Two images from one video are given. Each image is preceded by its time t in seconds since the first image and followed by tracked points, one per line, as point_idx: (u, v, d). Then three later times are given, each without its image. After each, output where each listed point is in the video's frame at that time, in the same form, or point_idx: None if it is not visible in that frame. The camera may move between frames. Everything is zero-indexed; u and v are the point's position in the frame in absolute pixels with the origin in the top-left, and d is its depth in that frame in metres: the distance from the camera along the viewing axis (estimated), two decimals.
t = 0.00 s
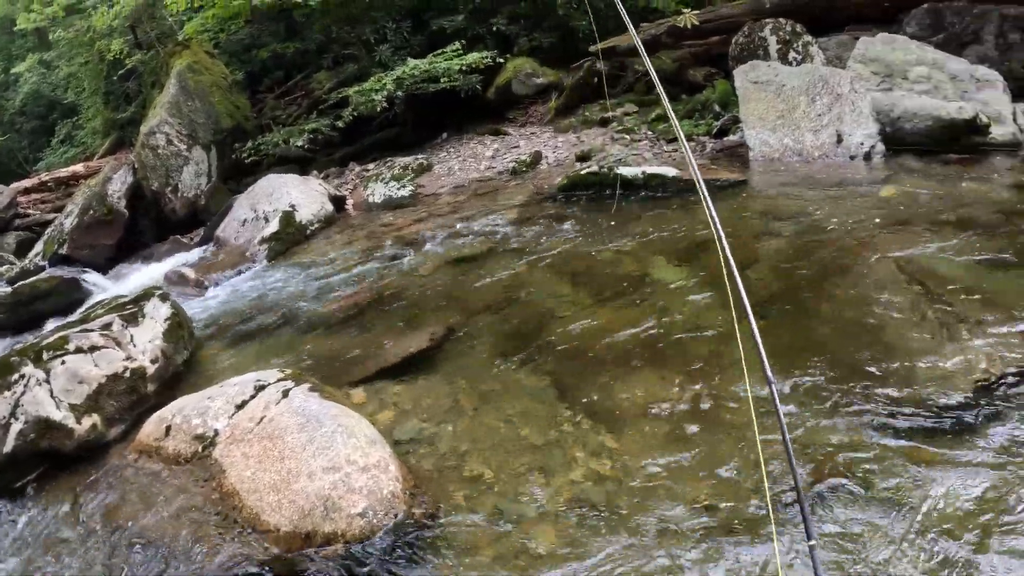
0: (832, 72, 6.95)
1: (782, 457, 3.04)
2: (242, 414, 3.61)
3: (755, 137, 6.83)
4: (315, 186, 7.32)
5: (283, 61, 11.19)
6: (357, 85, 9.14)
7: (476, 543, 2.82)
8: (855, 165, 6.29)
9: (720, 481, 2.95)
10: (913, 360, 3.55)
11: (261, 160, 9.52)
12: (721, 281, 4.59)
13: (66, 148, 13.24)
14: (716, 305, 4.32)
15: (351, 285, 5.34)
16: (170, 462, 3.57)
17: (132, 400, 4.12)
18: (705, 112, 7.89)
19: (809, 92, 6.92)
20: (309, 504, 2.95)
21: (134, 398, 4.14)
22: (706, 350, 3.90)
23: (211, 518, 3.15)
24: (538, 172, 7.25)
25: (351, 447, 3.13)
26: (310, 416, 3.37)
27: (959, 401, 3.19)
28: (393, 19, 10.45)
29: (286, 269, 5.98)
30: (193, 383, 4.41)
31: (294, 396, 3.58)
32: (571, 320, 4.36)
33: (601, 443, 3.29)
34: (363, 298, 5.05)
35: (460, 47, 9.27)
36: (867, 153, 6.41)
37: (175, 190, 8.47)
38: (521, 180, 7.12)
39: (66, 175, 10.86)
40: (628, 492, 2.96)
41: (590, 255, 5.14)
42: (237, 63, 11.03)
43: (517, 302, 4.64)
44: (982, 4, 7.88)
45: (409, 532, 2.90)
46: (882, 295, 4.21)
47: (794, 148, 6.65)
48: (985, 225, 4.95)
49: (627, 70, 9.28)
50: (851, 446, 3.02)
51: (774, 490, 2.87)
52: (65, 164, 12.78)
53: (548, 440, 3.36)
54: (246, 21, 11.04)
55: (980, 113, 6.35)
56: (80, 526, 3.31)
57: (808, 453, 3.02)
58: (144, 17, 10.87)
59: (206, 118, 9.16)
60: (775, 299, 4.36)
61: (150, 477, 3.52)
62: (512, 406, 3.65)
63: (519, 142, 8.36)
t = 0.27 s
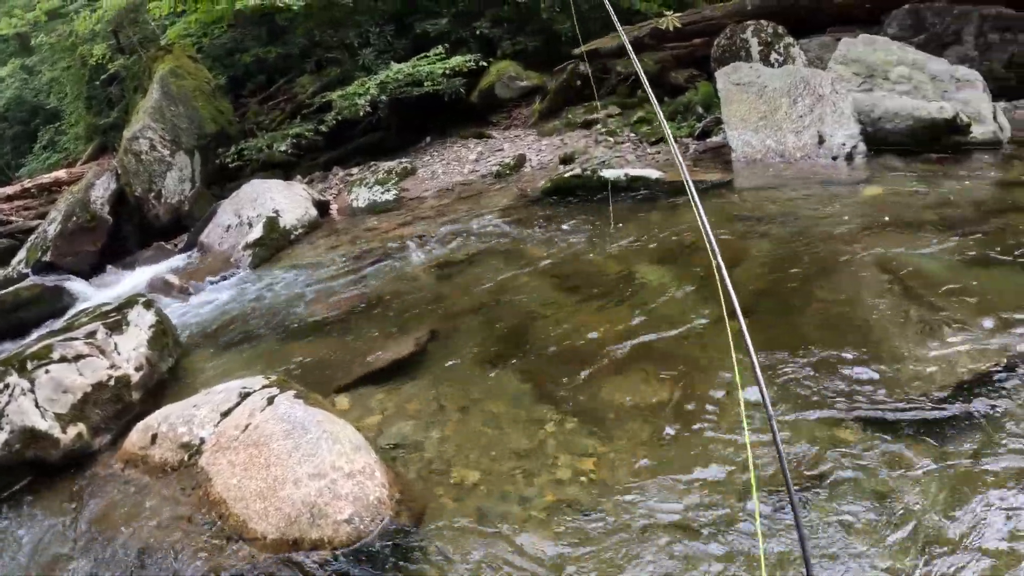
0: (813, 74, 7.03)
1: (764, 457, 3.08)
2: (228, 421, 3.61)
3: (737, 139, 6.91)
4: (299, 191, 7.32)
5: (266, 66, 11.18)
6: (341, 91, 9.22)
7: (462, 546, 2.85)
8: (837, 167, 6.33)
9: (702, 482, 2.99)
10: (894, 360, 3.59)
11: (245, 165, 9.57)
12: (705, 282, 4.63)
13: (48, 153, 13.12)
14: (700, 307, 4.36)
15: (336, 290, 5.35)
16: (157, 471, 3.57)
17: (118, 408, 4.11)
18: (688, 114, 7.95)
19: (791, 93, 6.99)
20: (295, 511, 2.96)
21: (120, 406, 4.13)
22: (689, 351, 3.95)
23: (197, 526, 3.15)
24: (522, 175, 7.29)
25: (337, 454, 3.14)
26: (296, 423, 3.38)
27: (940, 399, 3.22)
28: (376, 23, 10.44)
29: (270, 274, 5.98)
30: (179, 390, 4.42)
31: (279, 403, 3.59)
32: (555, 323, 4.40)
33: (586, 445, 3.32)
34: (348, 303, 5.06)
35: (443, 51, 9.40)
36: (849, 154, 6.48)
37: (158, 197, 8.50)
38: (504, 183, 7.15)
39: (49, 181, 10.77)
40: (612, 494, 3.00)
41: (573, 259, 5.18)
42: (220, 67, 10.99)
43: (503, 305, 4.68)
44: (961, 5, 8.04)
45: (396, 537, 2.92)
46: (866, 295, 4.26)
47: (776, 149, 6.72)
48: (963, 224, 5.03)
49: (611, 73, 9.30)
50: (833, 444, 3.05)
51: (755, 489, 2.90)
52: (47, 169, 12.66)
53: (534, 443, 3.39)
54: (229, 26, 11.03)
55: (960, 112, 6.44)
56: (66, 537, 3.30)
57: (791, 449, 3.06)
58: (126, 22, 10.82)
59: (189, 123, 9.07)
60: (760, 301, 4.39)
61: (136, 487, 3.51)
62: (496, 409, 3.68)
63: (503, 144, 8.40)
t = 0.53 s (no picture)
0: (795, 76, 7.11)
1: (749, 459, 3.12)
2: (215, 429, 3.60)
3: (720, 141, 6.98)
4: (284, 196, 7.31)
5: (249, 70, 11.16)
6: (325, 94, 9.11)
7: (451, 550, 2.86)
8: (820, 168, 6.41)
9: (687, 483, 3.02)
10: (875, 360, 3.64)
11: (229, 170, 9.33)
12: (688, 285, 4.68)
13: (31, 159, 13.00)
14: (684, 309, 4.41)
15: (321, 296, 5.36)
16: (144, 479, 3.56)
17: (104, 417, 4.09)
18: (672, 116, 8.02)
19: (774, 95, 7.06)
20: (284, 518, 2.96)
21: (106, 414, 4.12)
22: (672, 353, 3.99)
23: (186, 535, 3.15)
24: (506, 178, 7.32)
25: (325, 460, 3.15)
26: (283, 430, 3.37)
27: (921, 398, 3.28)
28: (360, 27, 10.45)
29: (256, 280, 5.98)
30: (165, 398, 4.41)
31: (266, 410, 3.59)
32: (541, 327, 4.43)
33: (573, 448, 3.35)
34: (333, 309, 5.08)
35: (427, 53, 9.37)
36: (832, 154, 6.53)
37: (142, 203, 8.53)
38: (488, 187, 7.16)
39: (32, 187, 10.67)
40: (599, 496, 3.02)
41: (559, 262, 5.22)
42: (203, 71, 10.99)
43: (488, 310, 4.70)
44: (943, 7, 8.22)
45: (385, 543, 2.93)
46: (850, 295, 4.32)
47: (759, 150, 6.79)
48: (942, 223, 5.12)
49: (594, 76, 9.42)
50: (820, 445, 3.08)
51: (741, 491, 2.93)
52: (30, 176, 12.53)
53: (520, 447, 3.42)
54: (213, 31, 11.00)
55: (941, 112, 6.55)
56: (53, 549, 3.29)
57: (774, 451, 3.10)
58: (110, 26, 10.76)
59: (173, 127, 9.05)
60: (745, 303, 4.42)
61: (123, 497, 3.50)
62: (482, 414, 3.71)
63: (487, 147, 8.42)
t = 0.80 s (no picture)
0: (780, 78, 7.19)
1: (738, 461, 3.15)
2: (203, 436, 3.58)
3: (705, 142, 7.01)
4: (269, 200, 7.29)
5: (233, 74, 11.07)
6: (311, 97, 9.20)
7: (443, 555, 2.88)
8: (804, 169, 6.48)
9: (676, 486, 3.04)
10: (860, 360, 3.68)
11: (214, 174, 9.41)
12: (675, 287, 4.71)
13: (14, 164, 12.86)
14: (671, 312, 4.44)
15: (308, 300, 5.37)
16: (133, 488, 3.55)
17: (92, 425, 4.07)
18: (657, 117, 8.06)
19: (758, 97, 7.12)
20: (274, 526, 2.95)
21: (93, 422, 4.10)
22: (659, 356, 4.01)
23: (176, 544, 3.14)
24: (492, 181, 7.34)
25: (314, 467, 3.14)
26: (272, 436, 3.36)
27: (905, 397, 3.33)
28: (345, 30, 10.50)
29: (242, 285, 5.97)
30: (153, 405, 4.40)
31: (254, 417, 3.58)
32: (528, 330, 4.45)
33: (563, 452, 3.37)
34: (320, 314, 5.07)
35: (412, 57, 9.43)
36: (816, 155, 6.60)
37: (127, 207, 8.42)
38: (474, 190, 7.17)
39: (15, 192, 10.55)
40: (590, 500, 3.04)
41: (544, 264, 5.24)
42: (188, 74, 10.86)
43: (475, 314, 4.72)
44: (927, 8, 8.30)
45: (377, 549, 2.94)
46: (835, 294, 4.37)
47: (744, 151, 6.84)
48: (925, 223, 5.19)
49: (579, 78, 9.46)
50: (807, 447, 3.11)
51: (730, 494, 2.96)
52: (14, 181, 12.40)
53: (510, 451, 3.43)
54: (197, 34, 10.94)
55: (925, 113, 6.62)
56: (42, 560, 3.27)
57: (761, 454, 3.12)
58: (94, 29, 10.70)
59: (157, 131, 9.00)
60: (730, 305, 4.45)
61: (112, 506, 3.48)
62: (471, 418, 3.72)
63: (473, 150, 8.44)
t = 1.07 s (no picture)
0: (763, 78, 7.25)
1: (724, 463, 3.17)
2: (190, 444, 3.58)
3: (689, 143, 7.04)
4: (254, 204, 7.26)
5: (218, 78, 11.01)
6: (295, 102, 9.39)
7: (432, 560, 2.89)
8: (790, 168, 6.53)
9: (663, 489, 3.06)
10: (843, 360, 3.72)
11: (199, 178, 9.35)
12: (661, 289, 4.73)
13: None
14: (657, 314, 4.46)
15: (293, 305, 5.37)
16: (120, 497, 3.53)
17: (77, 433, 4.04)
18: (642, 118, 8.08)
19: (742, 97, 7.17)
20: (262, 534, 2.94)
21: (79, 431, 4.07)
22: (645, 358, 4.03)
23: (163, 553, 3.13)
24: (477, 183, 7.36)
25: (301, 474, 3.14)
26: (259, 444, 3.36)
27: (889, 397, 3.36)
28: (329, 33, 10.51)
29: (227, 290, 5.97)
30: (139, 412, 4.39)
31: (241, 424, 3.58)
32: (514, 333, 4.46)
33: (550, 456, 3.39)
34: (306, 319, 5.07)
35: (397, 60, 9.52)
36: (801, 155, 6.65)
37: (111, 212, 8.39)
38: (458, 193, 7.17)
39: None
40: (577, 504, 3.05)
41: (529, 267, 5.27)
42: (171, 78, 10.84)
43: (461, 318, 4.73)
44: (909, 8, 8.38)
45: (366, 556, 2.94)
46: (820, 294, 4.41)
47: (728, 152, 6.88)
48: (908, 222, 5.24)
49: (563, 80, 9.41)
50: (794, 446, 3.12)
51: (716, 496, 2.99)
52: None
53: (497, 455, 3.45)
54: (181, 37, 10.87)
55: (908, 112, 6.68)
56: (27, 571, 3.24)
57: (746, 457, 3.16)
58: (76, 32, 10.62)
59: (142, 135, 8.91)
60: (716, 305, 4.48)
61: (98, 516, 3.46)
62: (458, 422, 3.73)
63: (458, 152, 8.45)
